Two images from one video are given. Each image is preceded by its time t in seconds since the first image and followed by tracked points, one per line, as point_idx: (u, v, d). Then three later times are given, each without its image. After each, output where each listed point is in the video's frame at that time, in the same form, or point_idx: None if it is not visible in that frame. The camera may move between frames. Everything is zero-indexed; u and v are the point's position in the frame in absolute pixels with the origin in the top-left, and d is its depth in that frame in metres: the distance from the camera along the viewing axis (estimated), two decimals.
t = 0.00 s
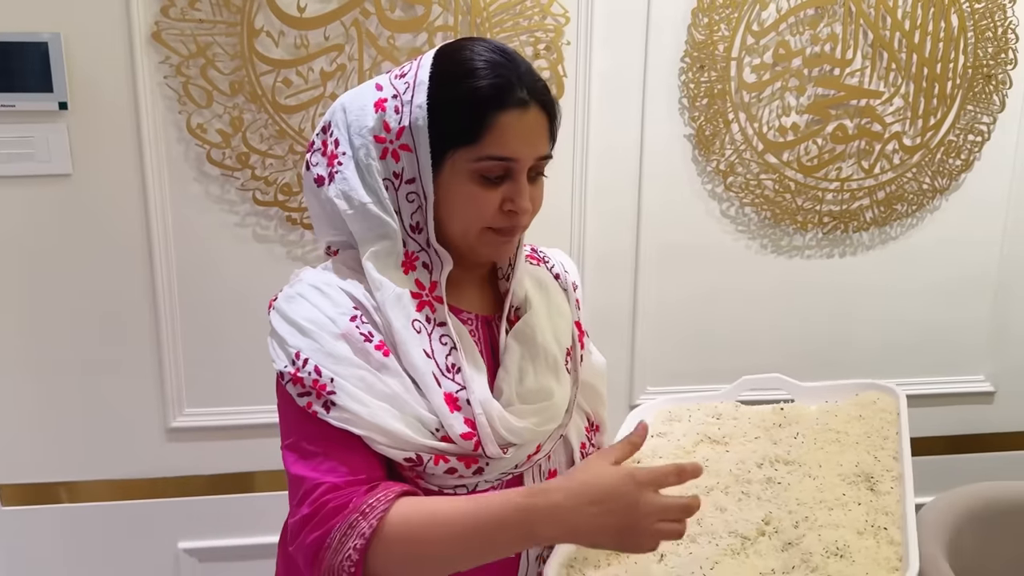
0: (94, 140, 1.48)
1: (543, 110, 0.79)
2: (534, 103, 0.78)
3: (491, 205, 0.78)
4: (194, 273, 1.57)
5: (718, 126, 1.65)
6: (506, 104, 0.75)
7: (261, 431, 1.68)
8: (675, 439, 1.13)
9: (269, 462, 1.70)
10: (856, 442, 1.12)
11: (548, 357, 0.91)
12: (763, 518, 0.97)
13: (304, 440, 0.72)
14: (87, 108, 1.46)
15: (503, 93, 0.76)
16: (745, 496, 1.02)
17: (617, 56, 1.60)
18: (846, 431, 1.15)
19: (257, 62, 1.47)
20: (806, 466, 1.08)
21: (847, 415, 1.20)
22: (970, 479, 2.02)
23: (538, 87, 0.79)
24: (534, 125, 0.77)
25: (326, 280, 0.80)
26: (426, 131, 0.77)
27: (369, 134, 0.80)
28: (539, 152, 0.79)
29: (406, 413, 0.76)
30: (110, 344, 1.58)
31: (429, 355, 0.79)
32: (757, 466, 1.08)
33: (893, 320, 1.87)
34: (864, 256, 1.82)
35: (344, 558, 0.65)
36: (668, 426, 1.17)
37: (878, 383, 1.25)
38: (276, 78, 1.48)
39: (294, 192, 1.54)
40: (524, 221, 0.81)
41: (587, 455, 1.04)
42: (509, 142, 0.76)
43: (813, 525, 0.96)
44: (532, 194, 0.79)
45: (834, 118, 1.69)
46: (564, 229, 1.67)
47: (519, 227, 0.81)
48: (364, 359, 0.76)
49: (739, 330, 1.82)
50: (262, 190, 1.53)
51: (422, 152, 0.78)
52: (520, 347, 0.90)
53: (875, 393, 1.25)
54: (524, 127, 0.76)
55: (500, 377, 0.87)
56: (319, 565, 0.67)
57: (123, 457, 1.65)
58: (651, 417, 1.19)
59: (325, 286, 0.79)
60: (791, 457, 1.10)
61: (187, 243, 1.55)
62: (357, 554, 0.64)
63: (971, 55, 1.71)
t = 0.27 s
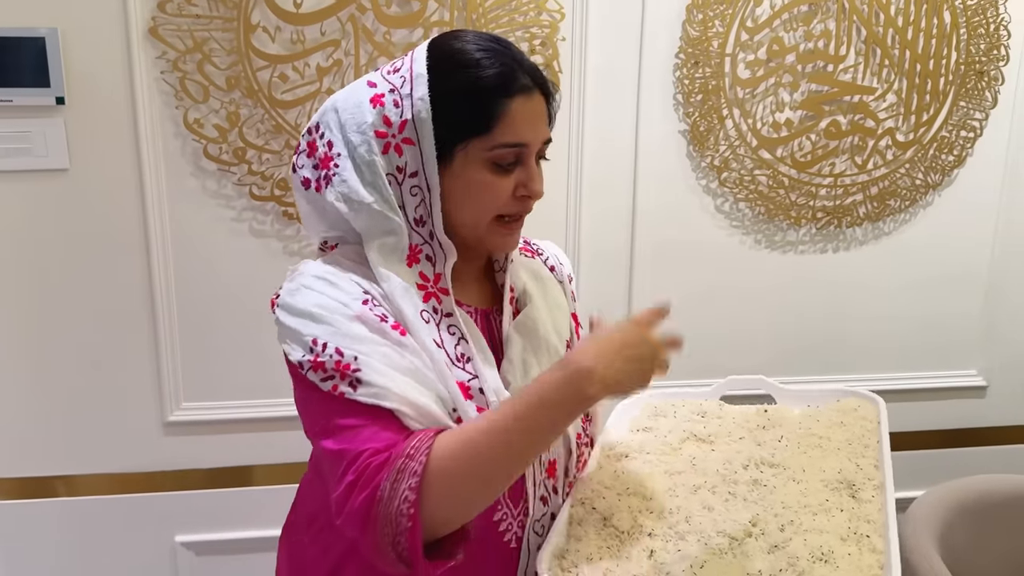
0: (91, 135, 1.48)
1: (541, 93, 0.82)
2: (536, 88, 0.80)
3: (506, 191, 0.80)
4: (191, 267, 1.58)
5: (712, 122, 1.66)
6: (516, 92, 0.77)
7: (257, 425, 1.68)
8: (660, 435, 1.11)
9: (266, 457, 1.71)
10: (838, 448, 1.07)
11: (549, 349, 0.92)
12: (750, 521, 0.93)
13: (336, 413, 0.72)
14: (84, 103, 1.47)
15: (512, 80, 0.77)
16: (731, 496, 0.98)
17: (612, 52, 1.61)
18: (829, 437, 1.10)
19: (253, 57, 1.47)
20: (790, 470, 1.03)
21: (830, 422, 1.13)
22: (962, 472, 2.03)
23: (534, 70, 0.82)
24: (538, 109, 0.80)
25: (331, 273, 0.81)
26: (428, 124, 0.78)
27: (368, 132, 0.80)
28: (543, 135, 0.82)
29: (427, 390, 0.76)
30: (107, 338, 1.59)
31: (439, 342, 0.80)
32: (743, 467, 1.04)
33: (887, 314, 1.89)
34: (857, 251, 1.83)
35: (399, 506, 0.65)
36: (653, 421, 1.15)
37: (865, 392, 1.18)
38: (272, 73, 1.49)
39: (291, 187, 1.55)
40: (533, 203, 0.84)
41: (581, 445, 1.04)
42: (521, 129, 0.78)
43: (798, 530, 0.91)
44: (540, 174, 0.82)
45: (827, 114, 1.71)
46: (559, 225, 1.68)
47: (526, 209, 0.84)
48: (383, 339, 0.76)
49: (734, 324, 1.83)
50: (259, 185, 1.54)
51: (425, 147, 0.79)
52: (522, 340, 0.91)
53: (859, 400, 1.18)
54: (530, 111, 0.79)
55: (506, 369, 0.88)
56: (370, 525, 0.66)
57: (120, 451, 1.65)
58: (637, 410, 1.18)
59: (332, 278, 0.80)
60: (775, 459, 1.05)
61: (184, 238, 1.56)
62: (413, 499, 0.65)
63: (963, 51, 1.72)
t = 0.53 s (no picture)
0: (92, 133, 1.49)
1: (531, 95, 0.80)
2: (522, 89, 0.79)
3: (483, 190, 0.80)
4: (191, 265, 1.58)
5: (710, 120, 1.67)
6: (493, 89, 0.77)
7: (257, 422, 1.69)
8: (654, 426, 1.09)
9: (266, 454, 1.72)
10: (827, 431, 1.05)
11: (558, 344, 0.94)
12: (753, 508, 0.93)
13: (375, 397, 0.69)
14: (84, 101, 1.47)
15: (490, 78, 0.77)
16: (733, 485, 0.97)
17: (611, 51, 1.62)
18: (816, 419, 1.07)
19: (253, 55, 1.48)
20: (786, 455, 1.01)
21: (815, 404, 1.10)
22: (959, 468, 2.04)
23: (525, 72, 0.80)
24: (522, 109, 0.79)
25: (347, 266, 0.78)
26: (422, 116, 0.79)
27: (372, 126, 0.82)
28: (529, 137, 0.80)
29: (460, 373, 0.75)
30: (108, 336, 1.59)
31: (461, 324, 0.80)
32: (740, 454, 1.02)
33: (885, 311, 1.89)
34: (855, 249, 1.84)
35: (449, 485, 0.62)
36: (645, 413, 1.12)
37: (844, 374, 1.15)
38: (272, 71, 1.49)
39: (291, 184, 1.55)
40: (521, 205, 0.83)
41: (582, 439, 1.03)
42: (498, 128, 0.77)
43: (802, 515, 0.92)
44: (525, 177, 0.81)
45: (825, 112, 1.71)
46: (559, 223, 1.69)
47: (517, 212, 0.83)
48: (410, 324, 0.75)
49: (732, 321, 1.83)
50: (259, 183, 1.54)
51: (421, 136, 0.80)
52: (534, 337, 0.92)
53: (843, 383, 1.14)
54: (515, 111, 0.78)
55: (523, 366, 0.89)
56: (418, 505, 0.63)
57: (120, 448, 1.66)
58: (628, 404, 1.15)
59: (349, 269, 0.77)
60: (769, 444, 1.03)
61: (185, 235, 1.56)
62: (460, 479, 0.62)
63: (961, 49, 1.73)
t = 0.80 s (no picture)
0: (93, 131, 1.49)
1: (519, 91, 0.79)
2: (507, 83, 0.77)
3: (459, 183, 0.79)
4: (192, 263, 1.58)
5: (710, 118, 1.67)
6: (471, 82, 0.76)
7: (258, 420, 1.69)
8: (663, 423, 1.09)
9: (267, 451, 1.72)
10: (836, 427, 1.09)
11: (555, 344, 0.94)
12: (773, 503, 0.97)
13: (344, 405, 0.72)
14: (85, 99, 1.47)
15: (470, 71, 0.76)
16: (749, 481, 1.00)
17: (611, 49, 1.62)
18: (825, 416, 1.11)
19: (255, 53, 1.48)
20: (799, 450, 1.05)
21: (822, 399, 1.15)
22: (957, 464, 2.05)
23: (517, 67, 0.78)
24: (504, 103, 0.77)
25: (339, 267, 0.80)
26: (413, 117, 0.80)
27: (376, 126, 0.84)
28: (511, 131, 0.79)
29: (430, 390, 0.77)
30: (109, 333, 1.60)
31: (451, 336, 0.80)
32: (753, 450, 1.05)
33: (883, 308, 1.90)
34: (853, 246, 1.84)
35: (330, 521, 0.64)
36: (651, 410, 1.12)
37: (849, 369, 1.19)
38: (274, 69, 1.50)
39: (292, 182, 1.56)
40: (501, 201, 0.81)
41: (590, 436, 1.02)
42: (474, 120, 0.77)
43: (820, 509, 0.96)
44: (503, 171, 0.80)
45: (824, 110, 1.72)
46: (559, 221, 1.69)
47: (498, 208, 0.82)
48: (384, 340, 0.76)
49: (732, 318, 1.84)
50: (261, 180, 1.55)
51: (413, 140, 0.81)
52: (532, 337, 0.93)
53: (846, 378, 1.19)
54: (491, 104, 0.77)
55: (517, 364, 0.90)
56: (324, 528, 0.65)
57: (121, 445, 1.66)
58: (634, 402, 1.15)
59: (339, 272, 0.79)
60: (782, 440, 1.07)
61: (186, 233, 1.57)
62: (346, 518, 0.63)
63: (959, 47, 1.74)
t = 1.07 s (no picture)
0: (90, 128, 1.49)
1: (566, 117, 0.80)
2: (560, 110, 0.78)
3: (507, 206, 0.80)
4: (190, 260, 1.58)
5: (708, 114, 1.68)
6: (534, 109, 0.76)
7: (257, 417, 1.69)
8: (673, 430, 1.10)
9: (266, 448, 1.72)
10: (849, 435, 1.07)
11: (551, 351, 0.94)
12: (774, 512, 0.93)
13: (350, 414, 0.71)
14: (83, 96, 1.47)
15: (532, 97, 0.76)
16: (752, 488, 0.98)
17: (609, 44, 1.62)
18: (839, 424, 1.10)
19: (252, 50, 1.48)
20: (807, 459, 1.03)
21: (838, 408, 1.14)
22: (954, 459, 2.06)
23: (563, 92, 0.80)
24: (557, 131, 0.78)
25: (342, 271, 0.79)
26: (446, 124, 0.78)
27: (388, 126, 0.80)
28: (558, 157, 0.80)
29: (427, 406, 0.77)
30: (106, 331, 1.59)
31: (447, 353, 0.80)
32: (759, 458, 1.04)
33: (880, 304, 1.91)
34: (851, 242, 1.85)
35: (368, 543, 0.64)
36: (662, 416, 1.14)
37: (874, 380, 1.18)
38: (271, 65, 1.49)
39: (290, 179, 1.56)
40: (537, 221, 0.83)
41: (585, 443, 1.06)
42: (533, 148, 0.77)
43: (821, 518, 0.93)
44: (547, 195, 0.81)
45: (822, 105, 1.72)
46: (557, 217, 1.69)
47: (531, 227, 0.84)
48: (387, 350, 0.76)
49: (729, 314, 1.84)
50: (258, 177, 1.55)
51: (440, 146, 0.78)
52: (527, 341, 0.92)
53: (866, 387, 1.18)
54: (548, 133, 0.78)
55: (512, 371, 0.89)
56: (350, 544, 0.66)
57: (120, 443, 1.66)
58: (644, 406, 1.17)
59: (343, 277, 0.79)
60: (791, 448, 1.05)
61: (184, 230, 1.56)
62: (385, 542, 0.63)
63: (956, 43, 1.74)
